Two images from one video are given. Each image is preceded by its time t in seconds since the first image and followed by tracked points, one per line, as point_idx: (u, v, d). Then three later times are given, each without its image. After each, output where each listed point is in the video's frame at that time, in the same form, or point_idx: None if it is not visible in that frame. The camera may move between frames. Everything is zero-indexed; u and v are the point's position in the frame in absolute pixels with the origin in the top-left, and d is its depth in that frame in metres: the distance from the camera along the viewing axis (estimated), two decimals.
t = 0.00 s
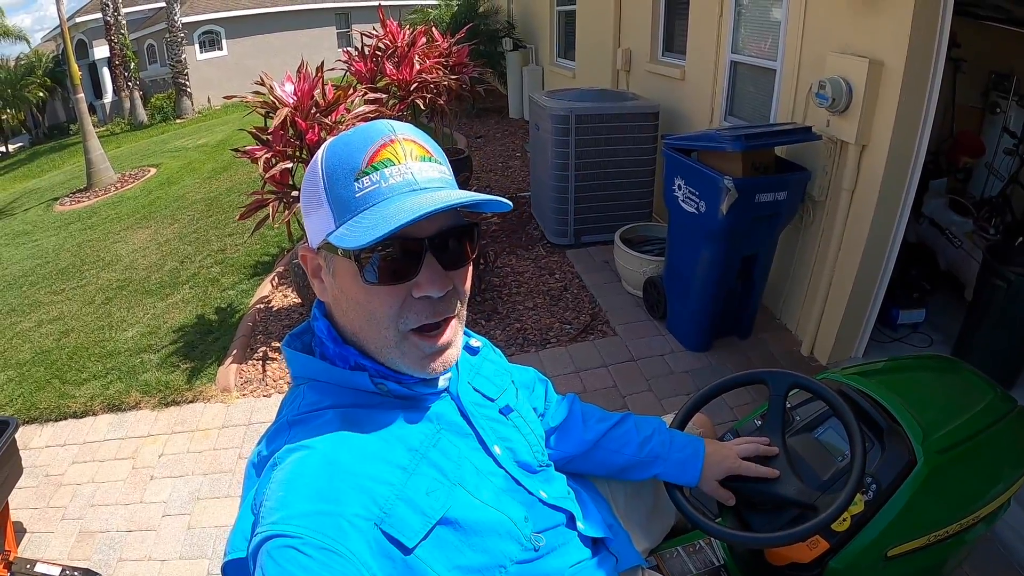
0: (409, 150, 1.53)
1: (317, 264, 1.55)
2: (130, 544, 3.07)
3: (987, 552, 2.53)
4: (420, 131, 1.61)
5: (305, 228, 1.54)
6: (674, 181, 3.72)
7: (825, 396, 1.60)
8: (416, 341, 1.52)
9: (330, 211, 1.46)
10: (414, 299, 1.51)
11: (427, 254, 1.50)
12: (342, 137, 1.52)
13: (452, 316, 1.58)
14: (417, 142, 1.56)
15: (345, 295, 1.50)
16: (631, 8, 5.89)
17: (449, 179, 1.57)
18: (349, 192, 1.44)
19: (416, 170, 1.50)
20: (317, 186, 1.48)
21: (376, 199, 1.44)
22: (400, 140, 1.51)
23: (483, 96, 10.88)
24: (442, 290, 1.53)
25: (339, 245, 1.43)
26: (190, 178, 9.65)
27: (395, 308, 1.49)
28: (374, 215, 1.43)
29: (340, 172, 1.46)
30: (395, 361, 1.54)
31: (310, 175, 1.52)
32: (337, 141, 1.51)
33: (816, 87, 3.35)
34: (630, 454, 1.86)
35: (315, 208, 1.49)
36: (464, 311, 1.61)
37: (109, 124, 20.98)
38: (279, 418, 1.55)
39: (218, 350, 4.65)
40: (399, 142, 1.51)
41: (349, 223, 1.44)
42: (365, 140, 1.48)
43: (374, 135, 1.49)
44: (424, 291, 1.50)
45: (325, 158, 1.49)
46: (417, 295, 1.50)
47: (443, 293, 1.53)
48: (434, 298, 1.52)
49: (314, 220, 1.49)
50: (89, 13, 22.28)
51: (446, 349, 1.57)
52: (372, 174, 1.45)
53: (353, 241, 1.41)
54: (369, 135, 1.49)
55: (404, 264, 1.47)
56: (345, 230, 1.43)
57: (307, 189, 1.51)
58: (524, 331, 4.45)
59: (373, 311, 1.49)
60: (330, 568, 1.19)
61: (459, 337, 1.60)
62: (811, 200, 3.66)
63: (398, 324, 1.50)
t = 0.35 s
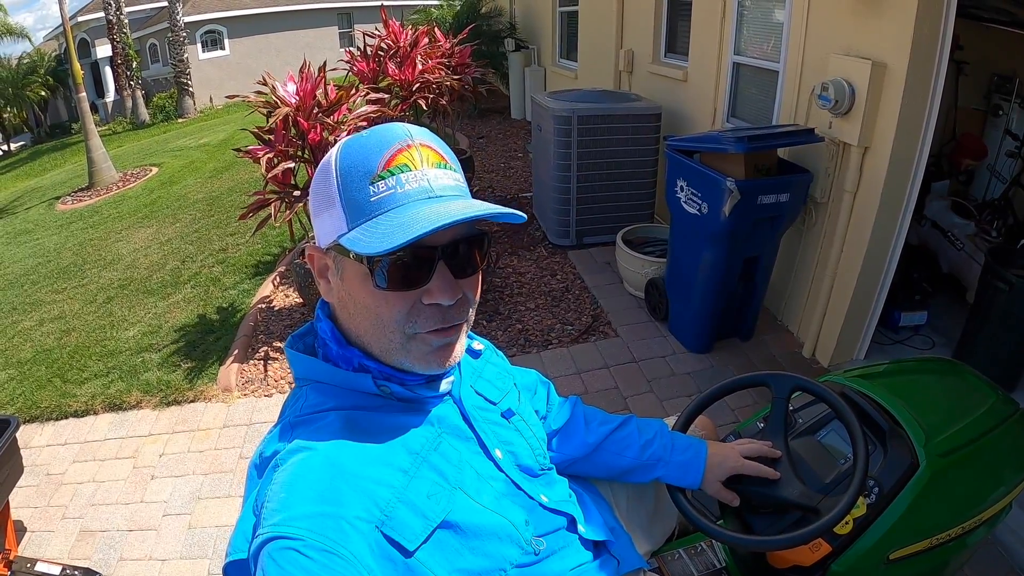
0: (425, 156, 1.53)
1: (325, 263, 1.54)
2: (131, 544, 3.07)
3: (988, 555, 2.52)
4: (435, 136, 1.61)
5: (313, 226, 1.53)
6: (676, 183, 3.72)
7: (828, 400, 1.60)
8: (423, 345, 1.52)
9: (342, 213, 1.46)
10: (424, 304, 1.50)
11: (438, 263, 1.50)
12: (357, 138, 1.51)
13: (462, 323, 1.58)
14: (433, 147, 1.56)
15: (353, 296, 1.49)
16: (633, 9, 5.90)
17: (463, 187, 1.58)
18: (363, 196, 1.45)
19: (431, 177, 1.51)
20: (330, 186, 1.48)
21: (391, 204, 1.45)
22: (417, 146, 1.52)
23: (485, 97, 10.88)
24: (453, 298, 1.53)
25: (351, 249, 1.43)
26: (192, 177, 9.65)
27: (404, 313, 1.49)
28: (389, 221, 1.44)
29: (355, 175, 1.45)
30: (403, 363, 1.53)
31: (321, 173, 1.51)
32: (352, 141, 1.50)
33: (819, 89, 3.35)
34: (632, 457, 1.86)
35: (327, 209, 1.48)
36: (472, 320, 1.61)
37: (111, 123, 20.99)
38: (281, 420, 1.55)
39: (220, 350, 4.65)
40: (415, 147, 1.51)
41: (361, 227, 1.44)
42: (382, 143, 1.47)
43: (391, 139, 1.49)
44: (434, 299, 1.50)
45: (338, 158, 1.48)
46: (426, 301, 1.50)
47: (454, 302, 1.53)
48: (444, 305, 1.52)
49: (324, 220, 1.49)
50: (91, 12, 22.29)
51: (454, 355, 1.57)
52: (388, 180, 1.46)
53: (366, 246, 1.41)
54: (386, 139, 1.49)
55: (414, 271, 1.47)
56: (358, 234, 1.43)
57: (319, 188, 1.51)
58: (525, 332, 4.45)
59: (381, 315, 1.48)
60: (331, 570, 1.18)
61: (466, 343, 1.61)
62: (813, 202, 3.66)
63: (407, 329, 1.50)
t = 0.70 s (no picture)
0: (454, 159, 1.54)
1: (339, 258, 1.52)
2: (132, 542, 3.07)
3: (990, 560, 2.51)
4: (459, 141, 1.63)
5: (331, 218, 1.50)
6: (681, 185, 3.72)
7: (833, 403, 1.59)
8: (437, 347, 1.52)
9: (371, 208, 1.44)
10: (443, 305, 1.50)
11: (463, 265, 1.50)
12: (387, 134, 1.50)
13: (479, 328, 1.58)
14: (460, 151, 1.58)
15: (370, 293, 1.48)
16: (638, 10, 5.89)
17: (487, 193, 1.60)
18: (396, 193, 1.44)
19: (461, 181, 1.52)
20: (357, 180, 1.46)
21: (423, 204, 1.46)
22: (447, 148, 1.53)
23: (489, 97, 10.88)
24: (472, 301, 1.53)
25: (379, 245, 1.42)
26: (196, 176, 9.67)
27: (423, 313, 1.48)
28: (421, 220, 1.44)
29: (385, 172, 1.45)
30: (414, 365, 1.54)
31: (347, 165, 1.49)
32: (382, 137, 1.49)
33: (824, 92, 3.34)
34: (635, 458, 1.86)
35: (352, 202, 1.46)
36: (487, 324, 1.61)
37: (116, 122, 21.04)
38: (285, 419, 1.55)
39: (223, 349, 4.66)
40: (445, 149, 1.52)
41: (391, 223, 1.44)
42: (413, 143, 1.47)
43: (424, 139, 1.49)
44: (455, 300, 1.50)
45: (366, 153, 1.47)
46: (446, 302, 1.50)
47: (473, 304, 1.53)
48: (464, 307, 1.52)
49: (347, 213, 1.47)
50: (96, 10, 22.35)
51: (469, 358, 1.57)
52: (420, 179, 1.46)
53: (398, 242, 1.41)
54: (418, 139, 1.49)
55: (438, 270, 1.46)
56: (387, 230, 1.43)
57: (344, 181, 1.49)
58: (529, 333, 4.45)
59: (399, 316, 1.48)
60: (335, 570, 1.18)
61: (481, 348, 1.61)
62: (818, 204, 3.65)
63: (427, 330, 1.50)
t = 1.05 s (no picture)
0: (452, 159, 1.53)
1: (340, 258, 1.52)
2: (135, 539, 3.08)
3: (994, 564, 2.50)
4: (460, 140, 1.61)
5: (331, 219, 1.51)
6: (685, 184, 3.71)
7: (836, 406, 1.59)
8: (435, 348, 1.51)
9: (367, 208, 1.44)
10: (441, 306, 1.50)
11: (459, 265, 1.49)
12: (385, 135, 1.50)
13: (477, 328, 1.57)
14: (459, 151, 1.56)
15: (368, 293, 1.49)
16: (643, 8, 5.88)
17: (487, 192, 1.58)
18: (392, 193, 1.44)
19: (458, 180, 1.51)
20: (355, 180, 1.46)
21: (418, 203, 1.45)
22: (445, 148, 1.52)
23: (493, 95, 10.87)
24: (471, 301, 1.52)
25: (374, 244, 1.42)
26: (201, 173, 9.68)
27: (419, 314, 1.48)
28: (416, 219, 1.43)
29: (382, 172, 1.45)
30: (413, 365, 1.53)
31: (346, 167, 1.50)
32: (380, 137, 1.49)
33: (830, 91, 3.33)
34: (637, 460, 1.85)
35: (350, 202, 1.47)
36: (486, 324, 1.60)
37: (121, 118, 21.09)
38: (287, 419, 1.55)
39: (227, 346, 4.67)
40: (443, 149, 1.51)
41: (386, 223, 1.43)
42: (410, 142, 1.47)
43: (421, 139, 1.48)
44: (452, 300, 1.50)
45: (364, 153, 1.47)
46: (443, 303, 1.49)
47: (471, 305, 1.52)
48: (461, 307, 1.51)
49: (345, 214, 1.47)
50: (102, 7, 22.39)
51: (466, 359, 1.56)
52: (416, 178, 1.45)
53: (392, 242, 1.40)
54: (415, 138, 1.48)
55: (435, 270, 1.46)
56: (383, 229, 1.43)
57: (343, 182, 1.49)
58: (532, 332, 4.45)
59: (398, 316, 1.48)
60: (336, 571, 1.18)
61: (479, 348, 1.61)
62: (823, 204, 3.64)
63: (424, 331, 1.50)
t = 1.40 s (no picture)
0: (451, 158, 1.53)
1: (341, 258, 1.53)
2: (138, 539, 3.09)
3: (998, 565, 2.49)
4: (460, 139, 1.61)
5: (331, 219, 1.51)
6: (688, 184, 3.70)
7: (838, 406, 1.58)
8: (434, 348, 1.51)
9: (366, 207, 1.44)
10: (440, 306, 1.49)
11: (458, 265, 1.49)
12: (385, 134, 1.50)
13: (476, 328, 1.57)
14: (458, 150, 1.56)
15: (368, 293, 1.49)
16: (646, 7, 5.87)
17: (486, 191, 1.58)
18: (390, 192, 1.44)
19: (457, 179, 1.51)
20: (355, 180, 1.46)
21: (417, 203, 1.45)
22: (444, 147, 1.52)
23: (497, 94, 10.86)
24: (470, 300, 1.52)
25: (373, 244, 1.42)
26: (204, 173, 9.70)
27: (419, 314, 1.48)
28: (414, 218, 1.43)
29: (381, 171, 1.45)
30: (413, 365, 1.53)
31: (346, 167, 1.50)
32: (380, 137, 1.49)
33: (833, 90, 3.32)
34: (639, 460, 1.85)
35: (349, 202, 1.47)
36: (485, 324, 1.59)
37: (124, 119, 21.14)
38: (288, 418, 1.55)
39: (230, 346, 4.68)
40: (441, 148, 1.51)
41: (385, 223, 1.43)
42: (409, 142, 1.47)
43: (420, 138, 1.48)
44: (452, 300, 1.50)
45: (363, 153, 1.47)
46: (443, 302, 1.49)
47: (470, 305, 1.52)
48: (460, 307, 1.51)
49: (344, 214, 1.47)
50: (106, 8, 22.46)
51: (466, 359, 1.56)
52: (414, 178, 1.45)
53: (390, 242, 1.40)
54: (414, 137, 1.48)
55: (435, 270, 1.45)
56: (381, 229, 1.42)
57: (343, 182, 1.49)
58: (536, 331, 4.45)
59: (397, 316, 1.48)
60: (335, 571, 1.18)
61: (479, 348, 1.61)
62: (826, 203, 3.63)
63: (423, 331, 1.50)
